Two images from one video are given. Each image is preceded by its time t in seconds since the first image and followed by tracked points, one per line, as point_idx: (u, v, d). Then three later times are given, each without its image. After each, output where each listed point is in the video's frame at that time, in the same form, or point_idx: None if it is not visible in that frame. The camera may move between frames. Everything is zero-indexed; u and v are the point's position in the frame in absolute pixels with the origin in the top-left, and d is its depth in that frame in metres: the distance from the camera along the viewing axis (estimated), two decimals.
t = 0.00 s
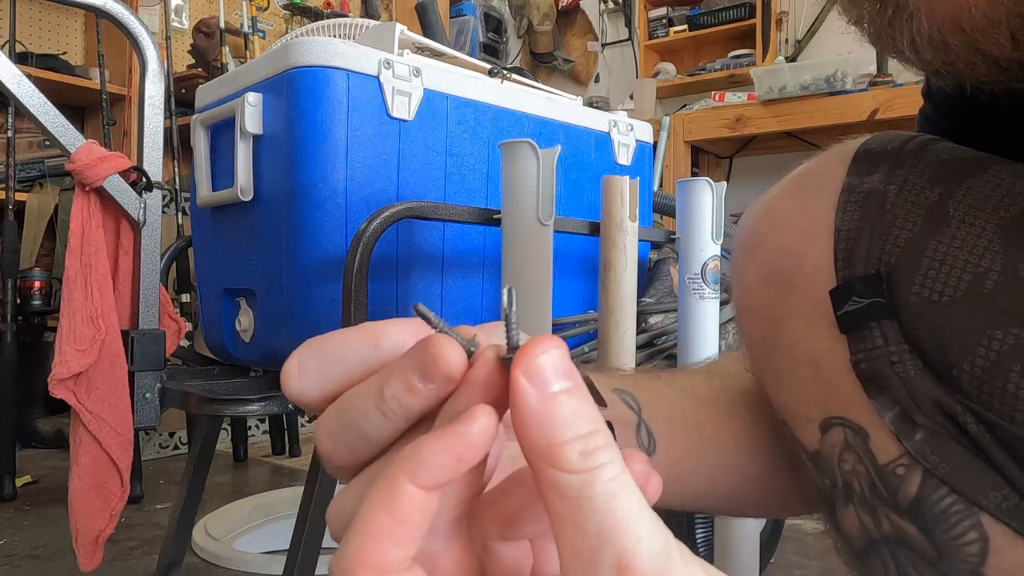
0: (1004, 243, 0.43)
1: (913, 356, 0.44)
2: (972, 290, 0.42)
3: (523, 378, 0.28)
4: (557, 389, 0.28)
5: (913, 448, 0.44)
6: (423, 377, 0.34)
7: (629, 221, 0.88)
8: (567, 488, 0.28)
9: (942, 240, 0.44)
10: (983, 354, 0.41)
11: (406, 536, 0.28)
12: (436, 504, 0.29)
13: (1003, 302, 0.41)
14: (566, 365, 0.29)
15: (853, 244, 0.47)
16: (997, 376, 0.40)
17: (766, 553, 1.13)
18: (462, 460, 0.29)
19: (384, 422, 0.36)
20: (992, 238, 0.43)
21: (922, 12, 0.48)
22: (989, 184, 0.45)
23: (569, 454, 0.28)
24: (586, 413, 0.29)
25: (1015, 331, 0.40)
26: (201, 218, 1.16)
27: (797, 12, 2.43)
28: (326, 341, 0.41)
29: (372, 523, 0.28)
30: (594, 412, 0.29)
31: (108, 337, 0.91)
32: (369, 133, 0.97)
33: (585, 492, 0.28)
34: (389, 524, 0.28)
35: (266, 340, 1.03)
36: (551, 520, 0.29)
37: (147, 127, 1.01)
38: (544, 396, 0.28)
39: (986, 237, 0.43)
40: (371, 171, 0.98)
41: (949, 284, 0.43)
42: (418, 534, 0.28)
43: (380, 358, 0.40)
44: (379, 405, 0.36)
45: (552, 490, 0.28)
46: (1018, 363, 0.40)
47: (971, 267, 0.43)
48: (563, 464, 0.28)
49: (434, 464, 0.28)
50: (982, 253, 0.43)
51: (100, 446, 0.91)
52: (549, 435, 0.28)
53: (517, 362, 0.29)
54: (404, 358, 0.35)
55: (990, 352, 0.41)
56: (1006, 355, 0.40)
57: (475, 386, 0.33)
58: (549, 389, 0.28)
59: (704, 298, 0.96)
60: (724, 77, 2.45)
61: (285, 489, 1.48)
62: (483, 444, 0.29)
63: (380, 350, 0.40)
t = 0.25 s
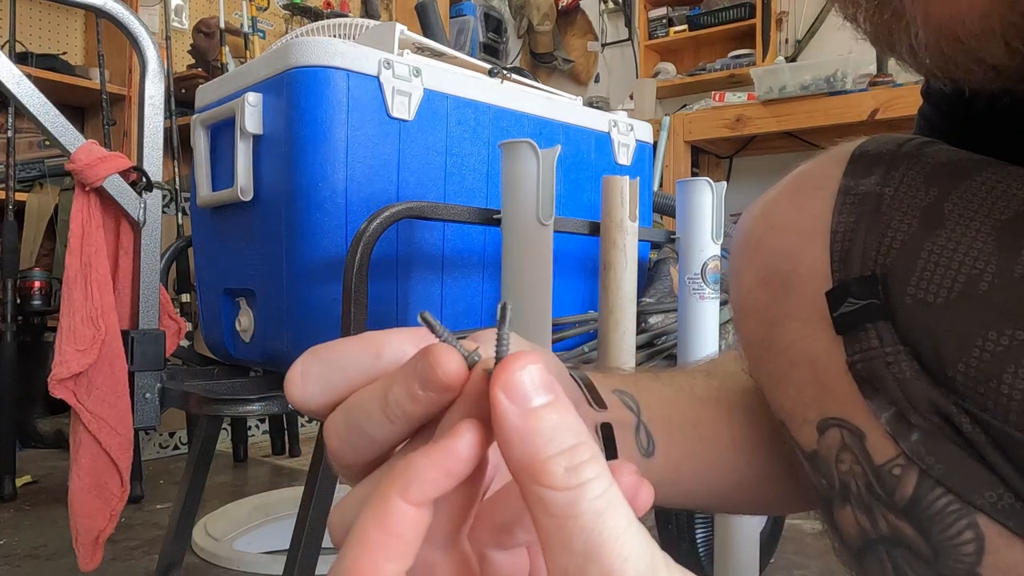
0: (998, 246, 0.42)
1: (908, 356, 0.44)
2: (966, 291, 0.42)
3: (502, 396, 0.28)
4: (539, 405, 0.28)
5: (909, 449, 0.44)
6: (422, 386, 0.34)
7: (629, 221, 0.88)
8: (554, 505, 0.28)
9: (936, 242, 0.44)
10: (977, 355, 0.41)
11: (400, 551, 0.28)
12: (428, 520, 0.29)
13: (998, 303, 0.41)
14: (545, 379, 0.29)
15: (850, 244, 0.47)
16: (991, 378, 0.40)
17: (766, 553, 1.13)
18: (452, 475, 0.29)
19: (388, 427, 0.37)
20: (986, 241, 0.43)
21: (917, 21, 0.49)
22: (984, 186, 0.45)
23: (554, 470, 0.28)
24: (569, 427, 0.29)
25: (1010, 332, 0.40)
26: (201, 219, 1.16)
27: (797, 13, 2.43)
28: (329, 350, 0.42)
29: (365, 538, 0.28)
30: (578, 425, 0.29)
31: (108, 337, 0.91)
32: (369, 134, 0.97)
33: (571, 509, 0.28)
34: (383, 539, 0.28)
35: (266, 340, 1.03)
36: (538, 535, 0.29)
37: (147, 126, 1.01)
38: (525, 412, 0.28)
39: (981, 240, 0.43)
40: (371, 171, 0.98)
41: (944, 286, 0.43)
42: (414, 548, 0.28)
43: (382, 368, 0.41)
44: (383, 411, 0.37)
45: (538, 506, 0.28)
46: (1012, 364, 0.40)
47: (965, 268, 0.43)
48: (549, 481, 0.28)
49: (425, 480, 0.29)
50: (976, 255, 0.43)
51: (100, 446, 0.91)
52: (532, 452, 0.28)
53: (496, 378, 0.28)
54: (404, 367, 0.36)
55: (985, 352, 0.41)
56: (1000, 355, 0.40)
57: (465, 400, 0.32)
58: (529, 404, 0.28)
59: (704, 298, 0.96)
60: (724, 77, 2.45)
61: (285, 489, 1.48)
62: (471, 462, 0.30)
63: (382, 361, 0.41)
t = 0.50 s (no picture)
0: (999, 245, 0.42)
1: (910, 357, 0.43)
2: (968, 290, 0.42)
3: (521, 380, 0.29)
4: (556, 392, 0.29)
5: (910, 449, 0.44)
6: (431, 366, 0.34)
7: (629, 221, 0.88)
8: (569, 492, 0.28)
9: (939, 242, 0.44)
10: (979, 355, 0.41)
11: (408, 532, 0.29)
12: (435, 500, 0.30)
13: (999, 303, 0.41)
14: (565, 367, 0.30)
15: (851, 245, 0.47)
16: (993, 377, 0.40)
17: (766, 553, 1.13)
18: (460, 456, 0.29)
19: (394, 407, 0.36)
20: (990, 240, 0.43)
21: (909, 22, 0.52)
22: (989, 184, 0.45)
23: (569, 457, 0.28)
24: (586, 415, 0.29)
25: (1011, 333, 0.40)
26: (201, 219, 1.16)
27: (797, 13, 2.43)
28: (340, 328, 0.41)
29: (375, 520, 0.29)
30: (595, 414, 0.29)
31: (108, 337, 0.91)
32: (369, 133, 0.97)
33: (587, 496, 0.28)
34: (392, 520, 0.29)
35: (266, 340, 1.03)
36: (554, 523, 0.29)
37: (147, 126, 1.01)
38: (543, 399, 0.29)
39: (983, 239, 0.43)
40: (371, 171, 0.98)
41: (946, 287, 0.43)
42: (421, 527, 0.30)
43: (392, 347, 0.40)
44: (389, 390, 0.36)
45: (554, 493, 0.29)
46: (1014, 363, 0.40)
47: (967, 268, 0.42)
48: (565, 467, 0.28)
49: (434, 463, 0.29)
50: (978, 254, 0.42)
51: (100, 446, 0.91)
52: (548, 437, 0.28)
53: (515, 364, 0.29)
54: (414, 344, 0.35)
55: (986, 353, 0.41)
56: (1001, 355, 0.40)
57: (477, 382, 0.33)
58: (547, 391, 0.29)
59: (704, 298, 0.96)
60: (724, 77, 2.45)
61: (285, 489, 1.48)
62: (482, 440, 0.29)
63: (392, 340, 0.40)
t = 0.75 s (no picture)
0: (1000, 244, 0.42)
1: (910, 356, 0.44)
2: (969, 290, 0.42)
3: (530, 365, 0.29)
4: (565, 376, 0.29)
5: (911, 448, 0.44)
6: (431, 357, 0.34)
7: (629, 221, 0.88)
8: (578, 473, 0.28)
9: (940, 241, 0.44)
10: (980, 355, 0.41)
11: (412, 511, 0.30)
12: (438, 482, 0.30)
13: (1001, 303, 0.41)
14: (574, 353, 0.30)
15: (852, 244, 0.47)
16: (994, 377, 0.40)
17: (766, 553, 1.13)
18: (462, 436, 0.30)
19: (388, 404, 0.36)
20: (991, 238, 0.43)
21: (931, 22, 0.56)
22: (991, 182, 0.45)
23: (579, 439, 0.28)
24: (594, 398, 0.29)
25: (1012, 332, 0.40)
26: (200, 219, 1.16)
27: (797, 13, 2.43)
28: (343, 318, 0.41)
29: (379, 500, 0.29)
30: (603, 398, 0.29)
31: (108, 337, 0.91)
32: (369, 133, 0.97)
33: (595, 478, 0.28)
34: (396, 500, 0.29)
35: (266, 340, 1.03)
36: (563, 505, 0.30)
37: (147, 126, 1.01)
38: (552, 383, 0.28)
39: (984, 237, 0.43)
40: (371, 171, 0.98)
41: (947, 286, 0.42)
42: (425, 508, 0.30)
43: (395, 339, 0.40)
44: (384, 388, 0.36)
45: (564, 475, 0.29)
46: (1015, 363, 0.40)
47: (968, 267, 0.42)
48: (574, 449, 0.28)
49: (437, 443, 0.29)
50: (979, 254, 0.42)
51: (100, 446, 0.91)
52: (557, 420, 0.28)
53: (523, 349, 0.29)
54: (412, 339, 0.35)
55: (987, 353, 0.41)
56: (1002, 355, 0.40)
57: (479, 370, 0.33)
58: (556, 375, 0.29)
59: (704, 298, 0.96)
60: (724, 77, 2.45)
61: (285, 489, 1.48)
62: (482, 419, 0.30)
63: (395, 330, 0.40)
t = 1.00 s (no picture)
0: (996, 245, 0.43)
1: (908, 356, 0.44)
2: (966, 291, 0.42)
3: (524, 372, 0.28)
4: (560, 381, 0.29)
5: (908, 448, 0.44)
6: (430, 361, 0.34)
7: (629, 221, 0.88)
8: (574, 478, 0.28)
9: (938, 242, 0.44)
10: (976, 355, 0.41)
11: (406, 516, 0.30)
12: (432, 485, 0.30)
13: (998, 304, 0.41)
14: (567, 358, 0.30)
15: (850, 245, 0.47)
16: (990, 377, 0.41)
17: (767, 553, 1.13)
18: (456, 439, 0.30)
19: (389, 408, 0.36)
20: (988, 240, 0.43)
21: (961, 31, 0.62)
22: (988, 188, 0.46)
23: (574, 444, 0.28)
24: (589, 402, 0.29)
25: (1008, 332, 0.40)
26: (201, 219, 1.16)
27: (797, 13, 2.43)
28: (345, 321, 0.41)
29: (372, 505, 0.29)
30: (598, 401, 0.29)
31: (108, 337, 0.91)
32: (369, 134, 0.97)
33: (591, 483, 0.28)
34: (390, 505, 0.29)
35: (266, 340, 1.03)
36: (559, 510, 0.29)
37: (147, 126, 1.01)
38: (547, 388, 0.28)
39: (980, 239, 0.43)
40: (372, 171, 0.98)
41: (944, 287, 0.43)
42: (419, 512, 0.30)
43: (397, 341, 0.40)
44: (384, 391, 0.36)
45: (560, 480, 0.29)
46: (1012, 363, 0.40)
47: (965, 269, 0.43)
48: (570, 454, 0.28)
49: (430, 447, 0.29)
50: (976, 255, 0.43)
51: (99, 446, 0.91)
52: (552, 425, 0.28)
53: (517, 356, 0.29)
54: (413, 342, 0.35)
55: (983, 354, 0.41)
56: (998, 355, 0.40)
57: (478, 376, 0.33)
58: (550, 381, 0.29)
59: (704, 298, 0.96)
60: (724, 77, 2.45)
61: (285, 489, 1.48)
62: (476, 423, 0.29)
63: (396, 333, 0.40)
